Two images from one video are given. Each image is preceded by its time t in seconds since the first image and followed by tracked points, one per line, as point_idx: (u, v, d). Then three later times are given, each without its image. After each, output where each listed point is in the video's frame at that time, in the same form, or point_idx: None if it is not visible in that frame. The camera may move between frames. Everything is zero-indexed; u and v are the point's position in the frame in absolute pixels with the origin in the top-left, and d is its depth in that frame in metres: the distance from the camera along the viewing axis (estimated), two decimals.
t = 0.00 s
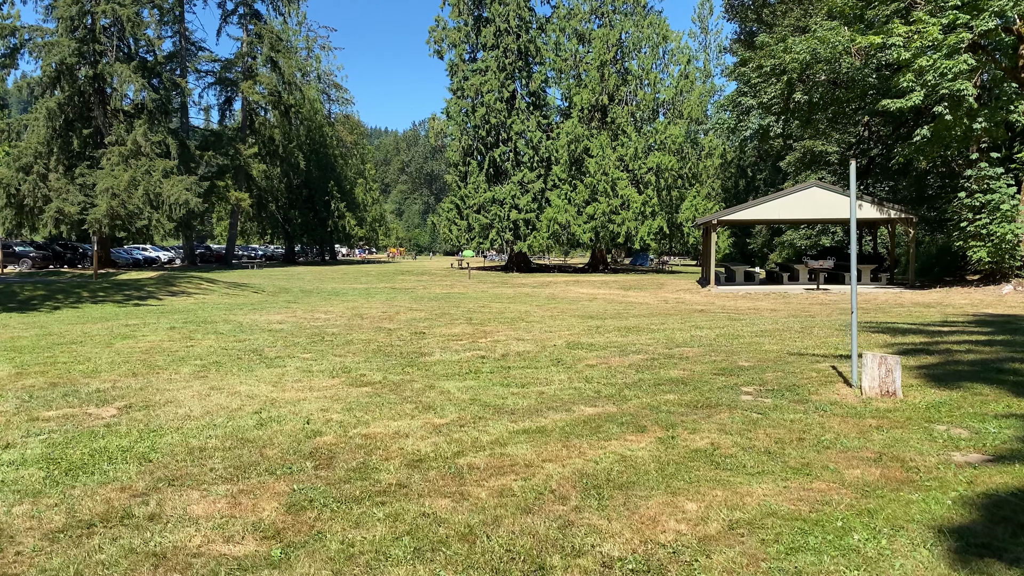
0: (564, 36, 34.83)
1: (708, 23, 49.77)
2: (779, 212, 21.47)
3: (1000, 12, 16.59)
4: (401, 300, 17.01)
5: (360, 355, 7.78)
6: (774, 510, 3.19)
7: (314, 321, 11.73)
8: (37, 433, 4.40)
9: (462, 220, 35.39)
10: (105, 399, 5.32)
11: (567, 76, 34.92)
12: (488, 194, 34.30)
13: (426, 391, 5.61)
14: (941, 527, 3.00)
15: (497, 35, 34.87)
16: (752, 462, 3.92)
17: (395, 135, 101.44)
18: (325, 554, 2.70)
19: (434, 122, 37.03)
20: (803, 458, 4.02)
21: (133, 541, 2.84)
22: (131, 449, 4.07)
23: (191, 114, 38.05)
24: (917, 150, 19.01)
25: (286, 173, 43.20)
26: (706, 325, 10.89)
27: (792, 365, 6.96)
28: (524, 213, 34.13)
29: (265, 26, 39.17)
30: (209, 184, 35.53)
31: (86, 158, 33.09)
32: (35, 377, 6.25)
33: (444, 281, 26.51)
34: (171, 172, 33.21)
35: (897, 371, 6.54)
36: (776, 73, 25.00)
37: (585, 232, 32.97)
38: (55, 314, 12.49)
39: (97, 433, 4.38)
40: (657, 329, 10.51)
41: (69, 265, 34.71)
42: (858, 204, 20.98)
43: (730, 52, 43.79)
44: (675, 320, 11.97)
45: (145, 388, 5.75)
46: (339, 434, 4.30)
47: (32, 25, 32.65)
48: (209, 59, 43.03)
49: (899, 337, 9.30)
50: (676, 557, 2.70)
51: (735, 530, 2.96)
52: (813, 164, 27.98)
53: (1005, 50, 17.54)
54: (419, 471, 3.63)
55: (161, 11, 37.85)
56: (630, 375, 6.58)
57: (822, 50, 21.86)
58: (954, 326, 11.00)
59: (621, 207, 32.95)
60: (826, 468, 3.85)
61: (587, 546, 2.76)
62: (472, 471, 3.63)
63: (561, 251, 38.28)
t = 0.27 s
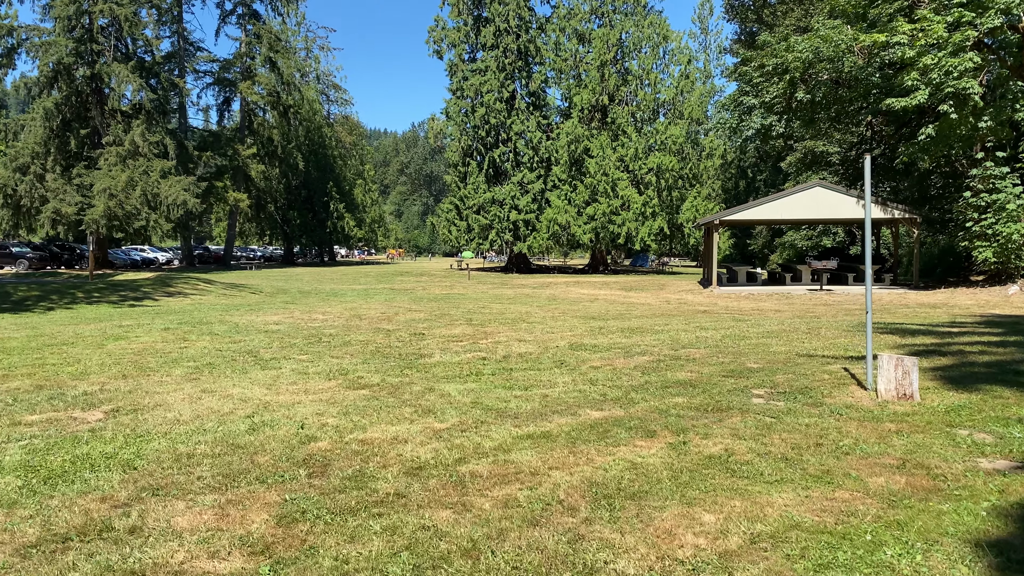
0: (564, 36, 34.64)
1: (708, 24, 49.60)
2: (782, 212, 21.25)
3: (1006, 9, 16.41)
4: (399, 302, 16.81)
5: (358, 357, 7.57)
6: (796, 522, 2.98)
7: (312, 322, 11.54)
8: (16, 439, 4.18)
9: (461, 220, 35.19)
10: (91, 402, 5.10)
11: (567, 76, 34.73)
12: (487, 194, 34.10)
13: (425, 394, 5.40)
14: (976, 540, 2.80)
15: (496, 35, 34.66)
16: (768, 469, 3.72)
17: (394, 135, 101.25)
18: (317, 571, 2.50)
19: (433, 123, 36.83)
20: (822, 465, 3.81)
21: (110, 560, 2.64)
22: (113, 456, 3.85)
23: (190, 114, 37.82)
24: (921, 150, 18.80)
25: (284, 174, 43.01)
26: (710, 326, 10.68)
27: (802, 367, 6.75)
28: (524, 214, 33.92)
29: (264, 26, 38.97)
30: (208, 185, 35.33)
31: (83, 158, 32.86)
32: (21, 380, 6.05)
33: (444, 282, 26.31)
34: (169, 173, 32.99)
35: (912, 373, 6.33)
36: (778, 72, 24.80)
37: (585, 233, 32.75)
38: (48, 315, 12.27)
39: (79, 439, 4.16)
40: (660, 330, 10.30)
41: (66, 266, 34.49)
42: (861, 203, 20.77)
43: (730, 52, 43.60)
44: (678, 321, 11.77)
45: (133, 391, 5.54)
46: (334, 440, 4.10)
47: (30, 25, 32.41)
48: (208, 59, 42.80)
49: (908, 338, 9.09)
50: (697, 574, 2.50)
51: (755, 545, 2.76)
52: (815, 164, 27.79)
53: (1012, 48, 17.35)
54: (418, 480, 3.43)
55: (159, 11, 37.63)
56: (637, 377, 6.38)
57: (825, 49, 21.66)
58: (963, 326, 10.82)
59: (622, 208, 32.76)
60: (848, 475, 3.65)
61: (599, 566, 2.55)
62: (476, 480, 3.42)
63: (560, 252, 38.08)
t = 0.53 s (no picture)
0: (564, 37, 34.48)
1: (708, 25, 49.45)
2: (785, 214, 21.03)
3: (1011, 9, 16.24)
4: (398, 304, 16.64)
5: (355, 362, 7.38)
6: (817, 544, 2.80)
7: (309, 325, 11.35)
8: None
9: (461, 222, 35.00)
10: (75, 411, 4.91)
11: (567, 77, 34.56)
12: (487, 196, 33.91)
13: (423, 401, 5.21)
14: (1013, 564, 2.62)
15: (496, 35, 34.48)
16: (784, 484, 3.54)
17: (393, 137, 101.08)
18: None
19: (433, 124, 36.64)
20: (841, 479, 3.62)
21: None
22: (95, 470, 3.66)
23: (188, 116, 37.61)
24: (926, 151, 18.63)
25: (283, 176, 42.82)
26: (714, 330, 10.48)
27: (812, 373, 6.57)
28: (523, 216, 33.74)
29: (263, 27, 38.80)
30: (206, 187, 35.13)
31: (81, 160, 32.64)
32: (7, 386, 5.85)
33: (443, 284, 26.11)
34: (167, 174, 32.77)
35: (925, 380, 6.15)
36: (780, 73, 24.63)
37: (585, 234, 32.58)
38: (40, 318, 12.06)
39: (60, 450, 3.97)
40: (664, 334, 10.10)
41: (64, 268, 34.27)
42: (864, 205, 20.57)
43: (730, 53, 43.42)
44: (682, 325, 11.58)
45: (121, 398, 5.34)
46: (327, 452, 3.91)
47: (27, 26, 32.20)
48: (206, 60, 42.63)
49: (917, 342, 8.89)
50: None
51: (776, 571, 2.57)
52: (816, 165, 27.61)
53: (1017, 48, 17.17)
54: (416, 496, 3.24)
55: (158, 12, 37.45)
56: (642, 383, 6.19)
57: (827, 49, 21.49)
58: (970, 329, 10.65)
59: (622, 209, 32.58)
60: (868, 490, 3.46)
61: None
62: (476, 498, 3.23)
63: (560, 254, 37.90)
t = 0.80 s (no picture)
0: (563, 37, 34.29)
1: (707, 26, 49.28)
2: (788, 213, 20.83)
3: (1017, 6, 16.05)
4: (396, 305, 16.43)
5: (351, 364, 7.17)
6: (843, 562, 2.59)
7: (305, 326, 11.12)
8: None
9: (460, 223, 34.76)
10: (56, 415, 4.69)
11: (567, 77, 34.35)
12: (486, 196, 33.69)
13: (420, 405, 4.98)
14: None
15: (495, 35, 34.27)
16: (803, 493, 3.33)
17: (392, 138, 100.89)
18: None
19: (432, 124, 36.40)
20: (863, 489, 3.41)
21: None
22: (70, 479, 3.44)
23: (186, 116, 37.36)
24: (930, 150, 18.43)
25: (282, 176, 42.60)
26: (719, 331, 10.26)
27: (822, 374, 6.36)
28: (523, 216, 33.54)
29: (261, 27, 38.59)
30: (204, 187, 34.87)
31: (78, 160, 32.38)
32: None
33: (442, 285, 25.88)
34: (164, 175, 32.52)
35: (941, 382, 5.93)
36: (782, 73, 24.43)
37: (585, 235, 32.38)
38: (31, 319, 11.83)
39: (36, 458, 3.75)
40: (667, 335, 9.88)
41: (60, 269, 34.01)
42: (868, 205, 20.32)
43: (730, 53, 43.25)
44: (685, 326, 11.37)
45: (105, 402, 5.11)
46: (318, 460, 3.69)
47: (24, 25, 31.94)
48: (204, 61, 42.42)
49: (928, 343, 8.68)
50: None
51: None
52: (816, 165, 27.40)
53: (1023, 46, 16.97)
54: (411, 509, 3.03)
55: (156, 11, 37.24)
56: (647, 385, 5.97)
57: (830, 48, 21.29)
58: (979, 331, 10.45)
59: (622, 210, 32.39)
60: (893, 499, 3.26)
61: None
62: (476, 510, 3.01)
63: (560, 256, 37.71)
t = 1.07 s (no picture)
0: (563, 38, 34.11)
1: (707, 27, 49.12)
2: (791, 216, 20.66)
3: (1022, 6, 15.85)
4: (395, 308, 16.22)
5: (347, 371, 6.95)
6: None
7: (302, 331, 10.91)
8: None
9: (459, 225, 34.54)
10: (37, 429, 4.47)
11: (566, 79, 34.15)
12: (485, 198, 33.49)
13: (418, 418, 4.76)
14: None
15: (494, 36, 34.07)
16: (827, 518, 3.12)
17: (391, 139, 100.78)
18: None
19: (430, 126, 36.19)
20: (889, 512, 3.20)
21: None
22: (44, 501, 3.23)
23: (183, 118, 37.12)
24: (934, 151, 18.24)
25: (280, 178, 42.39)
26: (724, 336, 10.04)
27: (834, 383, 6.14)
28: (522, 218, 33.35)
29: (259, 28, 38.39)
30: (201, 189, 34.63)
31: (75, 161, 32.13)
32: None
33: (441, 288, 25.67)
34: (161, 176, 32.28)
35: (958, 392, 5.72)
36: (783, 74, 24.23)
37: (584, 237, 32.18)
38: (23, 323, 11.63)
39: (11, 477, 3.54)
40: (671, 340, 9.67)
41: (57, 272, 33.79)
42: (871, 208, 20.08)
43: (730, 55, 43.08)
44: (688, 331, 11.16)
45: (89, 414, 4.90)
46: (309, 480, 3.48)
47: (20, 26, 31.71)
48: (202, 62, 42.21)
49: (939, 349, 8.47)
50: None
51: None
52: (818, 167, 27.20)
53: None
54: (407, 537, 2.82)
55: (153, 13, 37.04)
56: (653, 396, 5.76)
57: (832, 49, 21.10)
58: (988, 335, 10.23)
59: (622, 212, 32.19)
60: (922, 524, 3.05)
61: None
62: (477, 539, 2.80)
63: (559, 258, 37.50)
